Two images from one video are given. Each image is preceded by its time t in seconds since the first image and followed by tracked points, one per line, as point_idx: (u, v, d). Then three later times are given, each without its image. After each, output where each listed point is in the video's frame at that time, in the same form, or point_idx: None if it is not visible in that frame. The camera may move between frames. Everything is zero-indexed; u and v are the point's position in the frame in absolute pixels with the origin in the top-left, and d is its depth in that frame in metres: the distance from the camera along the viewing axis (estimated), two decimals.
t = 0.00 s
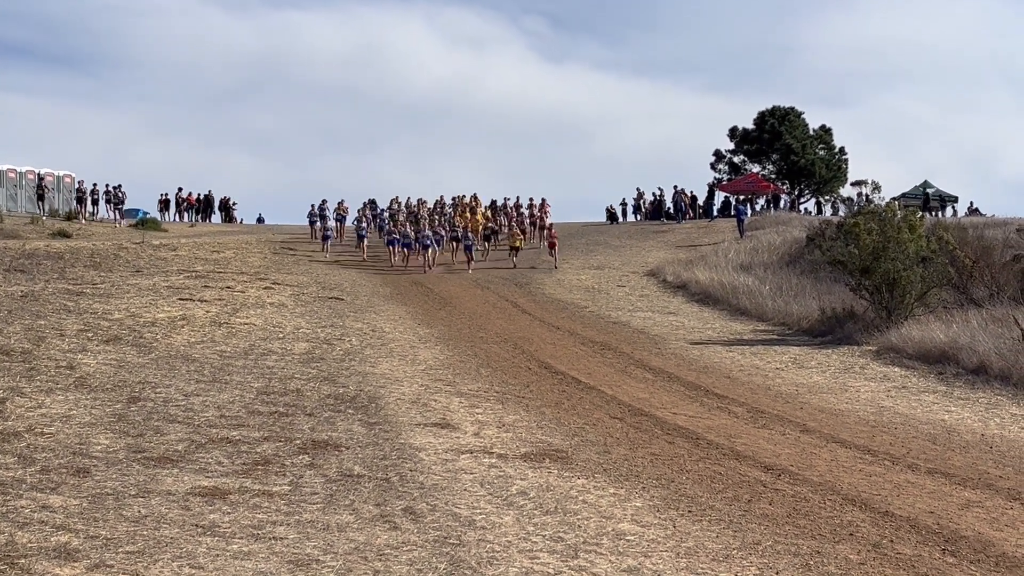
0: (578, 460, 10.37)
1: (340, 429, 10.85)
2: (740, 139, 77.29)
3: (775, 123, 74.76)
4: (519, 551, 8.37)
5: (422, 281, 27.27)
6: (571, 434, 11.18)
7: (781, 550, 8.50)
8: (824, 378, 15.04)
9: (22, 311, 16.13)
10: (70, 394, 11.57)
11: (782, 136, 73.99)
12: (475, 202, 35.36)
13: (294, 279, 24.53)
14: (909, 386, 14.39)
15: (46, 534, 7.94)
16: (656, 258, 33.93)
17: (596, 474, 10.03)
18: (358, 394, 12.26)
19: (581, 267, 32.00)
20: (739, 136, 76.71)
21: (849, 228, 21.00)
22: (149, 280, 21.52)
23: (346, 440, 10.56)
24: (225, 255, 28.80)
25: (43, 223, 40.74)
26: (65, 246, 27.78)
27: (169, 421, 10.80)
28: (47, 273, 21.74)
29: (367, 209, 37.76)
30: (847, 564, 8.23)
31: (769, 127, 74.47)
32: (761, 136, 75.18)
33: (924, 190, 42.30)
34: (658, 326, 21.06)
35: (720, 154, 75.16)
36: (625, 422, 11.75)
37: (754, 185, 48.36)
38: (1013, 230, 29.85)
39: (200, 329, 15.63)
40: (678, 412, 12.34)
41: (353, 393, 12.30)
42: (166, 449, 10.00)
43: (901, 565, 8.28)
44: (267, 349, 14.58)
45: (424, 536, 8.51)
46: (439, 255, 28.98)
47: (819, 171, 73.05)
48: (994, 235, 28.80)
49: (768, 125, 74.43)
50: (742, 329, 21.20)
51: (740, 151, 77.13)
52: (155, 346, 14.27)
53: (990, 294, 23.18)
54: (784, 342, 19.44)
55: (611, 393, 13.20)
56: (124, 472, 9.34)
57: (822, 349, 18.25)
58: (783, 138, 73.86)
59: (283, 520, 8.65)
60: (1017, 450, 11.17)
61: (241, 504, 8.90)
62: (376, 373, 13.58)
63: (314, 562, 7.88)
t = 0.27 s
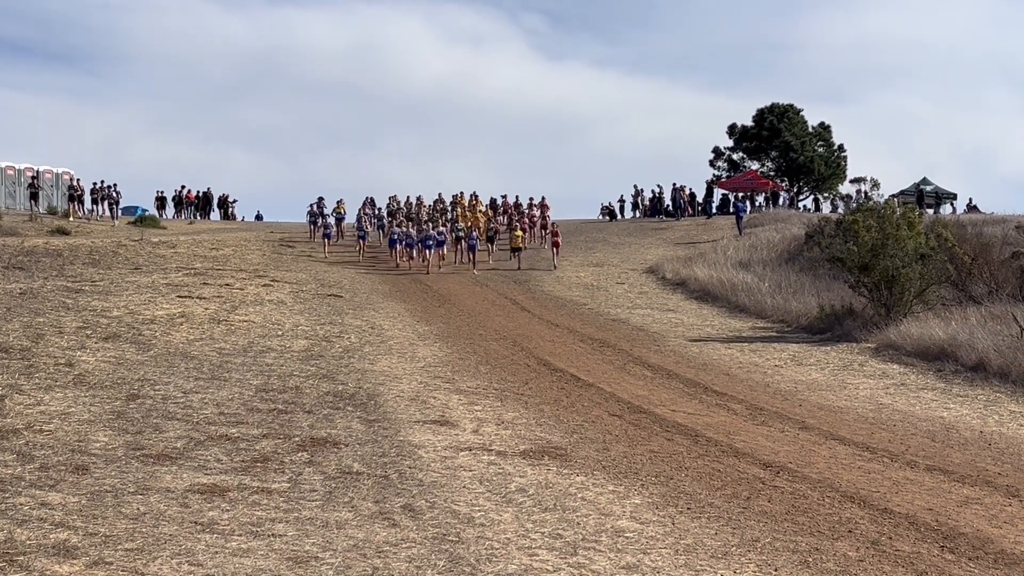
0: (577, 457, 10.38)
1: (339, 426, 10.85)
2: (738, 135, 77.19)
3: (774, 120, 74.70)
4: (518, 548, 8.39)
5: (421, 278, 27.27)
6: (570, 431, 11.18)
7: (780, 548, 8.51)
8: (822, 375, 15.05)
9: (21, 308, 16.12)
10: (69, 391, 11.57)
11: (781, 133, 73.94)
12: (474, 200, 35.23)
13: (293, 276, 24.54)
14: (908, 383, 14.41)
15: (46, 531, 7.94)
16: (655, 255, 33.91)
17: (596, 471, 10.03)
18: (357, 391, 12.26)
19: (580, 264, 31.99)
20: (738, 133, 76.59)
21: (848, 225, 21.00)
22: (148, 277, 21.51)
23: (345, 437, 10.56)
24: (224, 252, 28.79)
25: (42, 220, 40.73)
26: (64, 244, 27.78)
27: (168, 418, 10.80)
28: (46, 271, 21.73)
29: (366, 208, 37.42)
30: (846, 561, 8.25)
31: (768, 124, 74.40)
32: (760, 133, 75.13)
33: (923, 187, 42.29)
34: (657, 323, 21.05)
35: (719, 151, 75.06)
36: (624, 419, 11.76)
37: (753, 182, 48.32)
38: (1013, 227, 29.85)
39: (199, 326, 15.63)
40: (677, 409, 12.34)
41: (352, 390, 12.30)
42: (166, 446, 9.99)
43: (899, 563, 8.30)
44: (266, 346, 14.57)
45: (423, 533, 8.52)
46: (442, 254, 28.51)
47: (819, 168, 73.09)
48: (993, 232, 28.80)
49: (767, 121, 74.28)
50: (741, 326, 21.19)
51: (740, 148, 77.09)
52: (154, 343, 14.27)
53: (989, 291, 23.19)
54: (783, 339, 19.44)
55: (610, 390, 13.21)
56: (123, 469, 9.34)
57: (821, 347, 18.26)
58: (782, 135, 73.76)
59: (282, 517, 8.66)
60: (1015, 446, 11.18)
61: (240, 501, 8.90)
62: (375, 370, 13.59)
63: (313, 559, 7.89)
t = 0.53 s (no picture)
0: (576, 454, 10.39)
1: (337, 424, 10.85)
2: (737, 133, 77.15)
3: (773, 117, 74.65)
4: (516, 545, 8.40)
5: (419, 276, 27.26)
6: (569, 429, 11.18)
7: (779, 545, 8.53)
8: (821, 373, 15.05)
9: (19, 306, 16.11)
10: (68, 389, 11.56)
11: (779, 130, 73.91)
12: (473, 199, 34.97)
13: (291, 274, 24.54)
14: (906, 381, 14.42)
15: (45, 529, 7.94)
16: (654, 252, 33.90)
17: (594, 468, 10.03)
18: (356, 388, 12.27)
19: (579, 262, 31.97)
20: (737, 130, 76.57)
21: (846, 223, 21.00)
22: (147, 275, 21.50)
23: (344, 435, 10.55)
24: (222, 250, 28.77)
25: (41, 218, 40.70)
26: (63, 242, 27.76)
27: (167, 416, 10.80)
28: (44, 268, 21.72)
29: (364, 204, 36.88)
30: (844, 559, 8.26)
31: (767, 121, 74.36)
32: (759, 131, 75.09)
33: (922, 185, 42.28)
34: (656, 321, 21.04)
35: (718, 148, 75.03)
36: (623, 417, 11.75)
37: (752, 180, 48.30)
38: (1011, 224, 29.84)
39: (198, 324, 15.63)
40: (676, 407, 12.34)
41: (351, 388, 12.30)
42: (164, 444, 9.99)
43: (898, 560, 8.31)
44: (265, 344, 14.57)
45: (422, 530, 8.53)
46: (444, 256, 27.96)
47: (818, 165, 73.12)
48: (992, 230, 28.80)
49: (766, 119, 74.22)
50: (740, 324, 21.18)
51: (738, 145, 77.06)
52: (153, 341, 14.26)
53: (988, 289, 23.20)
54: (782, 337, 19.44)
55: (609, 387, 13.21)
56: (122, 467, 9.33)
57: (821, 345, 18.26)
58: (780, 133, 73.72)
59: (281, 515, 8.66)
60: (1014, 444, 11.20)
61: (239, 498, 8.90)
62: (374, 368, 13.59)
63: (312, 557, 7.90)
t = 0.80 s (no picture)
0: (575, 452, 10.39)
1: (336, 422, 10.84)
2: (736, 130, 77.12)
3: (771, 115, 74.64)
4: (515, 543, 8.42)
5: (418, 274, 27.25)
6: (567, 427, 11.18)
7: (777, 543, 8.54)
8: (820, 370, 15.05)
9: (17, 304, 16.09)
10: (66, 387, 11.56)
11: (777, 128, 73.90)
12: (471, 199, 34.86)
13: (290, 272, 24.51)
14: (905, 379, 14.43)
15: (43, 527, 7.94)
16: (653, 251, 33.90)
17: (593, 466, 10.04)
18: (354, 386, 12.27)
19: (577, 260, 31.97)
20: (735, 128, 76.55)
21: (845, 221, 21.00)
22: (145, 273, 21.48)
23: (342, 433, 10.55)
24: (221, 248, 28.74)
25: (38, 216, 40.64)
26: (61, 240, 27.73)
27: (165, 414, 10.79)
28: (43, 266, 21.70)
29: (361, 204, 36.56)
30: (843, 556, 8.28)
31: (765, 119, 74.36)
32: (757, 129, 75.07)
33: (920, 183, 42.31)
34: (655, 319, 21.02)
35: (716, 146, 75.03)
36: (621, 415, 11.75)
37: (751, 178, 48.28)
38: (1010, 222, 29.86)
39: (196, 322, 15.62)
40: (674, 405, 12.33)
41: (349, 386, 12.30)
42: (163, 442, 9.99)
43: (896, 558, 8.33)
44: (263, 342, 14.56)
45: (421, 528, 8.54)
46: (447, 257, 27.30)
47: (815, 164, 73.19)
48: (990, 228, 28.80)
49: (764, 117, 74.17)
50: (739, 322, 21.18)
51: (736, 143, 77.06)
52: (151, 339, 14.25)
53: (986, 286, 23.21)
54: (780, 335, 19.44)
55: (607, 385, 13.21)
56: (120, 465, 9.33)
57: (819, 342, 18.28)
58: (778, 131, 73.69)
59: (279, 513, 8.67)
60: (1012, 442, 11.21)
61: (237, 496, 8.90)
62: (372, 366, 13.58)
63: (311, 555, 7.92)
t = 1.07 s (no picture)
0: (573, 450, 10.39)
1: (335, 420, 10.84)
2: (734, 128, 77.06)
3: (769, 114, 74.53)
4: (514, 541, 8.44)
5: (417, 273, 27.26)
6: (566, 425, 11.18)
7: (776, 540, 8.56)
8: (818, 369, 15.05)
9: (16, 303, 16.08)
10: (64, 385, 11.56)
11: (776, 127, 73.83)
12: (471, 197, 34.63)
13: (288, 271, 24.47)
14: (903, 377, 14.44)
15: (42, 525, 7.94)
16: (651, 249, 33.90)
17: (592, 464, 10.04)
18: (353, 385, 12.27)
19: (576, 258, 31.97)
20: (733, 127, 76.52)
21: (843, 219, 21.01)
22: (143, 272, 21.47)
23: (341, 431, 10.55)
24: (219, 246, 28.72)
25: (36, 215, 40.62)
26: (59, 238, 27.71)
27: (163, 412, 10.79)
28: (41, 265, 21.68)
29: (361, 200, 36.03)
30: (842, 554, 8.31)
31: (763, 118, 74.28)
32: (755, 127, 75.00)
33: (918, 181, 42.31)
34: (654, 317, 21.00)
35: (714, 145, 75.04)
36: (620, 413, 11.75)
37: (749, 177, 48.28)
38: (1008, 220, 29.86)
39: (195, 321, 15.59)
40: (673, 403, 12.32)
41: (348, 384, 12.31)
42: (162, 441, 9.99)
43: (895, 555, 8.36)
44: (261, 341, 14.56)
45: (420, 527, 8.55)
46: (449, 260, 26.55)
47: (813, 162, 73.27)
48: (988, 226, 28.81)
49: (762, 116, 74.11)
50: (737, 320, 21.17)
51: (734, 142, 77.01)
52: (150, 338, 14.24)
53: (984, 285, 23.23)
54: (778, 333, 19.46)
55: (606, 383, 13.22)
56: (119, 463, 9.33)
57: (818, 340, 18.28)
58: (777, 130, 73.65)
59: (278, 511, 8.67)
60: (1010, 439, 11.22)
61: (236, 495, 8.90)
62: (371, 365, 13.57)
63: (309, 553, 7.93)
